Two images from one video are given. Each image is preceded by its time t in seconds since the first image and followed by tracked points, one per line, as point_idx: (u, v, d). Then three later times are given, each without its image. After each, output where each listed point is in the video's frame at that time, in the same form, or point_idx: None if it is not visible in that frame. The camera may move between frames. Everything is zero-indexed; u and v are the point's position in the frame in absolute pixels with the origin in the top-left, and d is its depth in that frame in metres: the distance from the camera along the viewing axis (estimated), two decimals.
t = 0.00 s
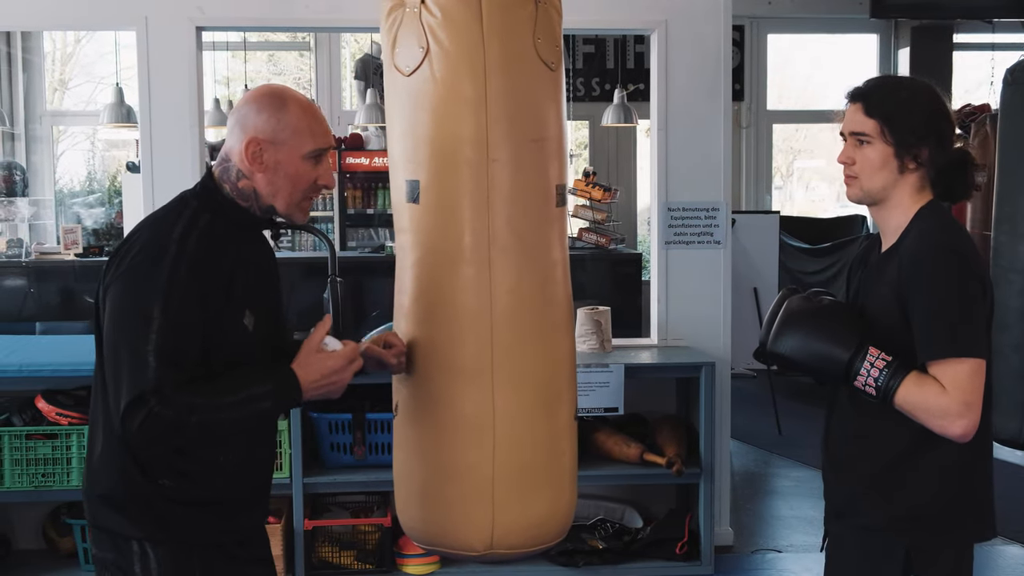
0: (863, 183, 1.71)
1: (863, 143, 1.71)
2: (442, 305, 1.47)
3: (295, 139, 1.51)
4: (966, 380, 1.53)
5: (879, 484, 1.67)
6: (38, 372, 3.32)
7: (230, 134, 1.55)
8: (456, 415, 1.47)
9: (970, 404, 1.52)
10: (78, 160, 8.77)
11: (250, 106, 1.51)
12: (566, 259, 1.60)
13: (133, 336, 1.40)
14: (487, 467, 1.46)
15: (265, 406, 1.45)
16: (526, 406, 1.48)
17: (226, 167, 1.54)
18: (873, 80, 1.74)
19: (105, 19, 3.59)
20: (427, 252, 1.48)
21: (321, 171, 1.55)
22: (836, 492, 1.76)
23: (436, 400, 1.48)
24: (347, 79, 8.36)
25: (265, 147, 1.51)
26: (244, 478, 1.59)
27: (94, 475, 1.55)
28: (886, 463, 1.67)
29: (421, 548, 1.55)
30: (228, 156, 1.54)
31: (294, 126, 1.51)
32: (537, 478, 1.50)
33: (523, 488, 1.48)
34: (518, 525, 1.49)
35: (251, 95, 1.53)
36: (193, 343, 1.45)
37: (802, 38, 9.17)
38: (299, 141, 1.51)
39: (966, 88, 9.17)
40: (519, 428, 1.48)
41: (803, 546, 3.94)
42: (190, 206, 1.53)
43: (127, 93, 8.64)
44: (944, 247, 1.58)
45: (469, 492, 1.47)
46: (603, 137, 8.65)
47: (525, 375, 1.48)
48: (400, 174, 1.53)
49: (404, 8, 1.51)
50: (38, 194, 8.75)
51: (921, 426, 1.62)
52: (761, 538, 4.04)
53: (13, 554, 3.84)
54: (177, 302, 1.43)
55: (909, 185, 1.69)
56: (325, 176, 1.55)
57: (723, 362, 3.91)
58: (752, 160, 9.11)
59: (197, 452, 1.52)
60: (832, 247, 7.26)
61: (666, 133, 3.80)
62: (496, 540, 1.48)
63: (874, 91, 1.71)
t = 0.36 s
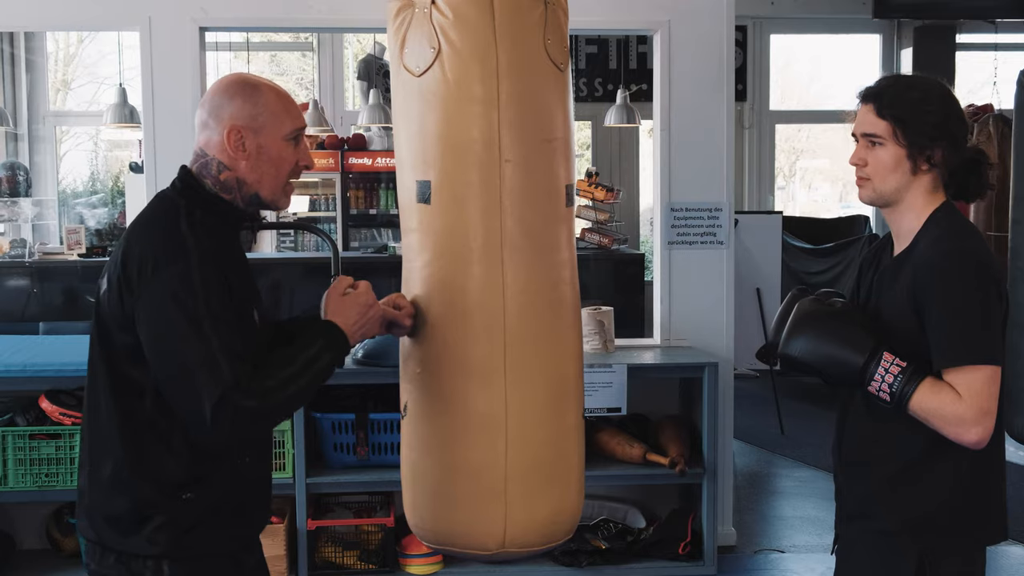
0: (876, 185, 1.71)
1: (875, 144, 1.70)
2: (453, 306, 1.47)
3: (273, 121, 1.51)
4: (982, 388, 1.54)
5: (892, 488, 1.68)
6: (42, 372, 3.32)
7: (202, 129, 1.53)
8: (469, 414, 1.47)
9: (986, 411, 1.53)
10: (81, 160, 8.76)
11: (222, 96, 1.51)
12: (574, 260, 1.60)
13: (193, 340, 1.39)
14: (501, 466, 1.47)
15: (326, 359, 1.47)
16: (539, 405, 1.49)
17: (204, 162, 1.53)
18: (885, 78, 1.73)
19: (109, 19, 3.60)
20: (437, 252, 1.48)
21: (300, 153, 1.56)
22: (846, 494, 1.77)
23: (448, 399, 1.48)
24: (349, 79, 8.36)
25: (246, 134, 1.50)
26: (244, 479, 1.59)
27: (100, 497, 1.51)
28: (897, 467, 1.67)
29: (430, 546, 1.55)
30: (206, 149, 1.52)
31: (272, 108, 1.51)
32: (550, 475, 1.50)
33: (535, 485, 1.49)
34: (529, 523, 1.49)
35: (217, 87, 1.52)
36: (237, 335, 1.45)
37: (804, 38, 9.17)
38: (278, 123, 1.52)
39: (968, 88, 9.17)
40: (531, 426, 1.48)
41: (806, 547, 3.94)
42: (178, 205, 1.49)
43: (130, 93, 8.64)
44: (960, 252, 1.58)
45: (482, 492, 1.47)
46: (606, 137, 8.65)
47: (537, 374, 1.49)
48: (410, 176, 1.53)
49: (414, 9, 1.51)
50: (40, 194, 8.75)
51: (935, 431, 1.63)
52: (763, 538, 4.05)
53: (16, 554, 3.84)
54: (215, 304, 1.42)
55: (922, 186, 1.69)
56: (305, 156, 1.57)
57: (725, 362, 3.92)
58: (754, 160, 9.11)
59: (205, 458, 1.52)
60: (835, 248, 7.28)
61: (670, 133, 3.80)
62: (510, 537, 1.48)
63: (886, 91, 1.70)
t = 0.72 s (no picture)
0: (887, 186, 1.71)
1: (885, 145, 1.70)
2: (461, 307, 1.47)
3: (264, 132, 1.50)
4: (988, 390, 1.54)
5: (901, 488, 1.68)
6: (45, 372, 3.32)
7: (188, 134, 1.50)
8: (477, 415, 1.47)
9: (992, 413, 1.53)
10: (83, 161, 8.77)
11: (211, 101, 1.48)
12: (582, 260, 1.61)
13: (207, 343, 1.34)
14: (510, 467, 1.47)
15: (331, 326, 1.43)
16: (547, 405, 1.49)
17: (189, 169, 1.50)
18: (895, 79, 1.73)
19: (112, 20, 3.60)
20: (444, 252, 1.49)
21: (288, 165, 1.55)
22: (856, 495, 1.77)
23: (455, 400, 1.48)
24: (351, 79, 8.36)
25: (236, 143, 1.49)
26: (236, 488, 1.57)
27: (85, 518, 1.44)
28: (906, 468, 1.67)
29: (438, 547, 1.56)
30: (192, 156, 1.50)
31: (263, 117, 1.50)
32: (558, 476, 1.51)
33: (543, 486, 1.49)
34: (539, 524, 1.50)
35: (208, 91, 1.49)
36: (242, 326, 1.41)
37: (806, 39, 9.18)
38: (269, 134, 1.50)
39: (971, 88, 9.17)
40: (536, 426, 1.48)
41: (808, 547, 3.94)
42: (162, 210, 1.45)
43: (132, 94, 8.65)
44: (968, 253, 1.57)
45: (491, 494, 1.47)
46: (609, 137, 8.64)
47: (545, 375, 1.49)
48: (417, 176, 1.53)
49: (421, 9, 1.52)
50: (42, 194, 8.75)
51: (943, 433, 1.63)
52: (766, 538, 4.05)
53: (18, 555, 3.84)
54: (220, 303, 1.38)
55: (933, 187, 1.68)
56: (293, 168, 1.55)
57: (728, 362, 3.91)
58: (756, 160, 9.11)
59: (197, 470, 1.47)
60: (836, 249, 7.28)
61: (673, 133, 3.80)
62: (519, 538, 1.49)
63: (896, 91, 1.70)
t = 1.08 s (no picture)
0: (894, 186, 1.71)
1: (893, 146, 1.70)
2: (466, 306, 1.47)
3: (246, 144, 1.50)
4: (989, 389, 1.54)
5: (905, 488, 1.68)
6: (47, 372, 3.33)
7: (174, 144, 1.52)
8: (482, 415, 1.47)
9: (993, 412, 1.53)
10: (85, 162, 8.78)
11: (198, 112, 1.50)
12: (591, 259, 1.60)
13: (175, 325, 1.36)
14: (517, 466, 1.47)
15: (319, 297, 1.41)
16: (554, 404, 1.48)
17: (173, 176, 1.51)
18: (904, 79, 1.73)
19: (115, 20, 3.61)
20: (450, 251, 1.49)
21: (270, 179, 1.54)
22: (861, 494, 1.77)
23: (462, 399, 1.48)
24: (353, 79, 8.38)
25: (217, 153, 1.49)
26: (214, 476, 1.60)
27: (60, 507, 1.48)
28: (912, 467, 1.68)
29: (447, 548, 1.56)
30: (176, 164, 1.51)
31: (246, 131, 1.50)
32: (568, 477, 1.50)
33: (552, 487, 1.49)
34: (549, 525, 1.49)
35: (195, 104, 1.51)
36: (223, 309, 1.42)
37: (808, 39, 9.19)
38: (251, 146, 1.50)
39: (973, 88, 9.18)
40: (548, 427, 1.48)
41: (809, 547, 3.95)
42: (144, 213, 1.48)
43: (135, 94, 8.67)
44: (974, 252, 1.58)
45: (496, 493, 1.47)
46: (611, 137, 8.65)
47: (551, 374, 1.48)
48: (423, 176, 1.54)
49: (426, 9, 1.52)
50: (45, 195, 8.78)
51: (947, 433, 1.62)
52: (768, 538, 4.05)
53: (21, 555, 3.85)
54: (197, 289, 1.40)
55: (941, 187, 1.68)
56: (274, 183, 1.54)
57: (730, 362, 3.91)
58: (758, 160, 9.11)
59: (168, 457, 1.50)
60: (839, 248, 7.28)
61: (674, 133, 3.80)
62: (529, 539, 1.48)
63: (903, 92, 1.70)
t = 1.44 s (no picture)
0: (900, 187, 1.71)
1: (899, 147, 1.70)
2: (465, 305, 1.48)
3: (237, 155, 1.51)
4: (992, 392, 1.54)
5: (907, 488, 1.68)
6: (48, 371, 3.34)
7: (161, 155, 1.52)
8: (482, 415, 1.47)
9: (995, 415, 1.53)
10: (86, 162, 8.78)
11: (185, 124, 1.50)
12: (590, 260, 1.60)
13: (219, 330, 1.36)
14: (515, 467, 1.47)
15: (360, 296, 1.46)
16: (553, 405, 1.48)
17: (159, 188, 1.50)
18: (910, 79, 1.73)
19: (116, 21, 3.61)
20: (448, 252, 1.50)
21: (259, 191, 1.56)
22: (863, 494, 1.77)
23: (461, 400, 1.48)
24: (354, 80, 8.38)
25: (208, 165, 1.50)
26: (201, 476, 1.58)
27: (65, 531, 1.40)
28: (914, 468, 1.67)
29: (444, 549, 1.56)
30: (164, 177, 1.50)
31: (237, 141, 1.52)
32: (566, 479, 1.50)
33: (550, 488, 1.49)
34: (546, 527, 1.49)
35: (182, 114, 1.51)
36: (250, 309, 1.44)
37: (809, 39, 9.19)
38: (242, 157, 1.52)
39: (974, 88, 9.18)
40: (547, 427, 1.48)
41: (810, 547, 3.95)
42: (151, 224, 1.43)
43: (136, 94, 8.68)
44: (978, 254, 1.58)
45: (494, 495, 1.47)
46: (611, 137, 8.64)
47: (549, 375, 1.48)
48: (422, 176, 1.54)
49: (424, 9, 1.52)
50: (46, 195, 8.78)
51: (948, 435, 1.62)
52: (769, 538, 4.05)
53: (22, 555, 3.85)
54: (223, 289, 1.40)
55: (947, 188, 1.68)
56: (262, 195, 1.57)
57: (730, 362, 3.91)
58: (758, 160, 9.11)
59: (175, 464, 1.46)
60: (840, 248, 7.27)
61: (675, 133, 3.80)
62: (526, 541, 1.48)
63: (909, 92, 1.70)
